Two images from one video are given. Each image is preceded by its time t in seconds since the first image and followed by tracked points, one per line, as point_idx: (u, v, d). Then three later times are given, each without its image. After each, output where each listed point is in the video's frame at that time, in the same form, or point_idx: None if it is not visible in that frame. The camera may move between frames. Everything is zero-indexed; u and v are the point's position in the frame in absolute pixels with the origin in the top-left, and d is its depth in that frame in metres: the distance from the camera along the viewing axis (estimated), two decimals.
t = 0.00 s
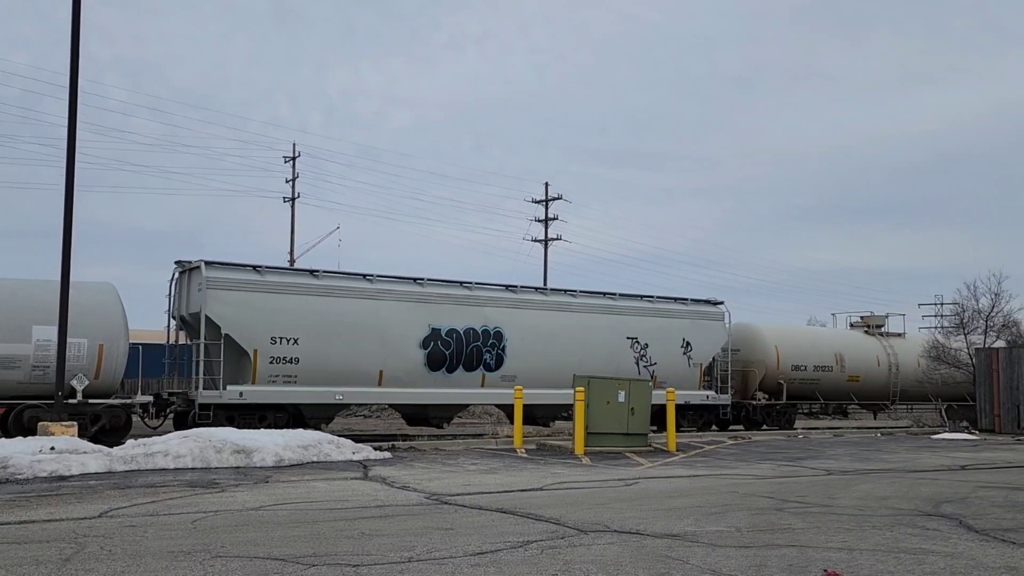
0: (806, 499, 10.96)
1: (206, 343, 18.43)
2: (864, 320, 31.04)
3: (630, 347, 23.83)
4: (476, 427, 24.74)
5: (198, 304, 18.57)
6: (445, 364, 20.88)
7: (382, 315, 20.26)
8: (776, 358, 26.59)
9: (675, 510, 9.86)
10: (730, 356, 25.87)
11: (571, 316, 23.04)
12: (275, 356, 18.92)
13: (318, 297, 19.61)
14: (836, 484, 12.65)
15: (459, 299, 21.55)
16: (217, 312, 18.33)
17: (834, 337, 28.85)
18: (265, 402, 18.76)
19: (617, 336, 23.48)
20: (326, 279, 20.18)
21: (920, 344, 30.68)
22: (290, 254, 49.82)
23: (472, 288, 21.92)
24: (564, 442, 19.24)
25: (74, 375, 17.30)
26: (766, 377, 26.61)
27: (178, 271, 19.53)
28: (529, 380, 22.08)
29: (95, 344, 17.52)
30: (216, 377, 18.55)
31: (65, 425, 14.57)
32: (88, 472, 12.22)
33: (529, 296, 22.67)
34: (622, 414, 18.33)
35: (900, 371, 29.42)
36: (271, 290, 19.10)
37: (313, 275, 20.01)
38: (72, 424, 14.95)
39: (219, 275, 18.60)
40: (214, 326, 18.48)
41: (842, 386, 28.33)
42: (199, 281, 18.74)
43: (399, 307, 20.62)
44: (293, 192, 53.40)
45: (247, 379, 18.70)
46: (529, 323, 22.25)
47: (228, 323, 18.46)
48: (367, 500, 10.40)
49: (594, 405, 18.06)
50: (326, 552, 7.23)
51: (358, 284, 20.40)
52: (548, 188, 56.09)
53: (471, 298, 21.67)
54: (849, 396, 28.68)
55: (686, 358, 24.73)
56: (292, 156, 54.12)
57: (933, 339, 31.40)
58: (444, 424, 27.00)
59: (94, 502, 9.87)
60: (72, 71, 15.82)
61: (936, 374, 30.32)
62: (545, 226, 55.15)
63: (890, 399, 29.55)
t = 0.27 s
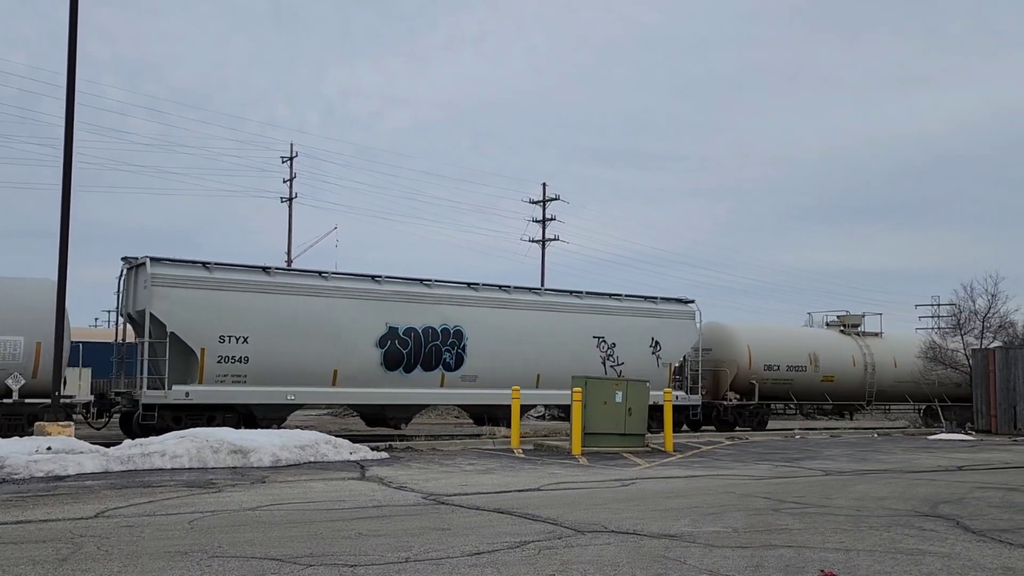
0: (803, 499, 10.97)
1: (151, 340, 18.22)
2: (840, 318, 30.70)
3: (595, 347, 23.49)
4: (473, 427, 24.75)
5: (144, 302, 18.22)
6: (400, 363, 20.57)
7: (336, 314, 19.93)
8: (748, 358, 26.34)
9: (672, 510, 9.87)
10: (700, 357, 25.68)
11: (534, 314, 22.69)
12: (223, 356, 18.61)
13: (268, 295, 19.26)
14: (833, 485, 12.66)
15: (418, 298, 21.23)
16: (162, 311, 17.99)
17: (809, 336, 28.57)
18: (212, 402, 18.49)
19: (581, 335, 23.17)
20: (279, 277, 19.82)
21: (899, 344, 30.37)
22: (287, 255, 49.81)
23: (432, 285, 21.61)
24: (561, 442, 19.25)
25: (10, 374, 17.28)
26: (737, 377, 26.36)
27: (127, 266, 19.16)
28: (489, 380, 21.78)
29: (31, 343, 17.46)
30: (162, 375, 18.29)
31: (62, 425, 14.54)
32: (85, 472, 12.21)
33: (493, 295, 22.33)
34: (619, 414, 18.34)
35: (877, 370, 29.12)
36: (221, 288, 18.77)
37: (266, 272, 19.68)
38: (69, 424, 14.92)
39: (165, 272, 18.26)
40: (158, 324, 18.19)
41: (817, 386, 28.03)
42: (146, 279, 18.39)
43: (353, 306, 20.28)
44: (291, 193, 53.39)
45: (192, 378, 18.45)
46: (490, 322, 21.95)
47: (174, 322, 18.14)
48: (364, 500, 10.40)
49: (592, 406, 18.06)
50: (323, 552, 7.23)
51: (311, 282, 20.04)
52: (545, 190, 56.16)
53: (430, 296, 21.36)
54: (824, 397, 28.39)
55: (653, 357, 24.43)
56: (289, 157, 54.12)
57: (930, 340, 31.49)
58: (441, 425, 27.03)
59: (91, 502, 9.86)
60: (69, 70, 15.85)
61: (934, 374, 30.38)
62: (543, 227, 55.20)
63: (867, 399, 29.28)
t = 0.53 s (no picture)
0: (801, 500, 10.98)
1: (93, 339, 17.25)
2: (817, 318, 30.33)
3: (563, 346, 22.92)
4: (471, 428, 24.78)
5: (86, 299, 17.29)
6: (356, 362, 19.79)
7: (293, 311, 19.13)
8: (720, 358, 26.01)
9: (670, 511, 9.88)
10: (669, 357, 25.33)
11: (498, 313, 21.97)
12: (170, 355, 17.74)
13: (219, 292, 18.40)
14: (830, 485, 12.68)
15: (377, 295, 20.47)
16: (105, 308, 17.09)
17: (783, 335, 28.20)
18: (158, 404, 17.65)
19: (547, 334, 22.42)
20: (230, 273, 18.95)
21: (878, 344, 30.07)
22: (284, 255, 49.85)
23: (391, 283, 20.85)
24: (559, 442, 19.27)
25: None
26: (708, 377, 26.07)
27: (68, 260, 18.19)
28: (450, 380, 21.00)
29: None
30: (106, 375, 17.34)
31: (60, 425, 14.52)
32: (83, 472, 12.20)
33: (455, 293, 21.61)
34: (617, 414, 18.34)
35: (854, 370, 28.78)
36: (168, 285, 17.90)
37: (217, 269, 18.82)
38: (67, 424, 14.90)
39: (108, 268, 17.37)
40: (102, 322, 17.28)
41: (791, 386, 27.67)
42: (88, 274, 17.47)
43: (308, 304, 19.46)
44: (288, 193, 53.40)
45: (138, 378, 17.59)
46: (453, 320, 21.23)
47: (118, 319, 17.24)
48: (362, 501, 10.40)
49: (590, 406, 18.06)
50: (321, 552, 7.22)
51: (264, 278, 19.18)
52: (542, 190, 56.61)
53: (390, 293, 20.57)
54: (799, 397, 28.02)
55: (623, 358, 23.82)
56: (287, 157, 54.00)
57: (929, 341, 31.58)
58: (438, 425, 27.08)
59: (88, 502, 9.84)
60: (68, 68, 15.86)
61: (932, 374, 30.42)
62: (540, 227, 55.30)
63: (844, 399, 28.93)
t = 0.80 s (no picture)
0: (800, 500, 10.99)
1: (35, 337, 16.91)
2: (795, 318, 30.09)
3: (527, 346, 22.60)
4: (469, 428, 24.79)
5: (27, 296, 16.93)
6: (310, 362, 19.50)
7: (245, 310, 18.86)
8: (691, 357, 25.67)
9: (669, 511, 9.88)
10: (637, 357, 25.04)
11: (459, 312, 21.75)
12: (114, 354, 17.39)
13: (166, 290, 18.10)
14: (828, 486, 12.70)
15: (333, 293, 20.26)
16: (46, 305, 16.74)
17: (757, 334, 27.88)
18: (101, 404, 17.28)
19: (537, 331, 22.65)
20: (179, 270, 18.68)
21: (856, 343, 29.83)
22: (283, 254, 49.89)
23: (348, 281, 20.70)
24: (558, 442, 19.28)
25: None
26: (679, 377, 25.73)
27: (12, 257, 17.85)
28: (408, 379, 20.76)
29: None
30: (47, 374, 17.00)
31: (58, 425, 14.50)
32: (81, 472, 12.19)
33: (414, 291, 21.44)
34: (615, 414, 18.35)
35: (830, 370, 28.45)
36: (112, 281, 17.60)
37: (166, 266, 18.60)
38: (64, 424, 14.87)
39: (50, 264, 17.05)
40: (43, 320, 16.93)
41: (765, 385, 27.31)
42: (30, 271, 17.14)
43: (261, 302, 19.18)
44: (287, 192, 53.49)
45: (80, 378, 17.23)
46: (412, 318, 20.99)
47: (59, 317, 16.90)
48: (361, 501, 10.39)
49: (588, 406, 18.08)
50: (319, 553, 7.22)
51: (215, 276, 18.91)
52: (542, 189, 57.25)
53: (347, 291, 20.39)
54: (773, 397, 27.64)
55: (589, 358, 23.60)
56: (285, 156, 53.91)
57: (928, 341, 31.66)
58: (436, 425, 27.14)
59: (87, 502, 9.83)
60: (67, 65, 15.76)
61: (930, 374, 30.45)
62: (539, 227, 55.40)
63: (819, 399, 28.58)
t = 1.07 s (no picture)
0: (798, 501, 10.99)
1: None
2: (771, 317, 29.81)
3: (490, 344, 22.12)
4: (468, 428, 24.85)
5: None
6: (262, 360, 19.06)
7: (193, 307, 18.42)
8: (662, 357, 25.18)
9: (668, 512, 9.88)
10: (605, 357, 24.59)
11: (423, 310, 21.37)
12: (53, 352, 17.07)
13: (111, 286, 17.77)
14: (827, 486, 12.69)
15: (287, 290, 19.86)
16: None
17: (730, 334, 27.43)
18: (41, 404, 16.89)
19: (522, 332, 22.74)
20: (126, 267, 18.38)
21: (833, 343, 29.55)
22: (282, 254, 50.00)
23: (304, 278, 20.29)
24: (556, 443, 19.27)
25: None
26: (649, 377, 25.23)
27: None
28: (365, 378, 20.29)
29: None
30: None
31: (56, 425, 14.49)
32: (79, 473, 12.19)
33: (372, 288, 21.05)
34: (614, 415, 18.35)
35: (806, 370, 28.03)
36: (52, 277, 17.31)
37: (111, 262, 18.22)
38: (62, 424, 14.86)
39: None
40: None
41: (739, 386, 26.85)
42: None
43: (212, 299, 18.80)
44: (287, 191, 53.48)
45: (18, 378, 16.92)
46: (369, 316, 20.56)
47: None
48: (359, 502, 10.38)
49: (586, 407, 18.09)
50: (318, 553, 7.22)
51: (163, 273, 18.58)
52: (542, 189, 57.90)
53: (344, 292, 20.55)
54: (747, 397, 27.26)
55: (555, 357, 23.16)
56: (285, 158, 53.87)
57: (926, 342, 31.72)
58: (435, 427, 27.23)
59: (84, 503, 9.82)
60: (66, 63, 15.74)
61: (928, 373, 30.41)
62: (538, 228, 55.47)
63: (795, 399, 28.13)
